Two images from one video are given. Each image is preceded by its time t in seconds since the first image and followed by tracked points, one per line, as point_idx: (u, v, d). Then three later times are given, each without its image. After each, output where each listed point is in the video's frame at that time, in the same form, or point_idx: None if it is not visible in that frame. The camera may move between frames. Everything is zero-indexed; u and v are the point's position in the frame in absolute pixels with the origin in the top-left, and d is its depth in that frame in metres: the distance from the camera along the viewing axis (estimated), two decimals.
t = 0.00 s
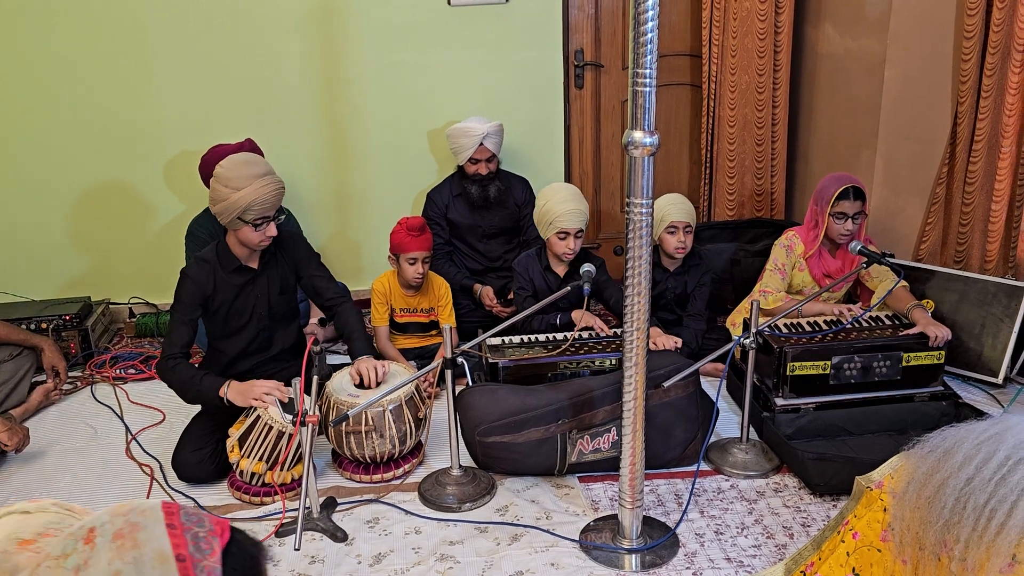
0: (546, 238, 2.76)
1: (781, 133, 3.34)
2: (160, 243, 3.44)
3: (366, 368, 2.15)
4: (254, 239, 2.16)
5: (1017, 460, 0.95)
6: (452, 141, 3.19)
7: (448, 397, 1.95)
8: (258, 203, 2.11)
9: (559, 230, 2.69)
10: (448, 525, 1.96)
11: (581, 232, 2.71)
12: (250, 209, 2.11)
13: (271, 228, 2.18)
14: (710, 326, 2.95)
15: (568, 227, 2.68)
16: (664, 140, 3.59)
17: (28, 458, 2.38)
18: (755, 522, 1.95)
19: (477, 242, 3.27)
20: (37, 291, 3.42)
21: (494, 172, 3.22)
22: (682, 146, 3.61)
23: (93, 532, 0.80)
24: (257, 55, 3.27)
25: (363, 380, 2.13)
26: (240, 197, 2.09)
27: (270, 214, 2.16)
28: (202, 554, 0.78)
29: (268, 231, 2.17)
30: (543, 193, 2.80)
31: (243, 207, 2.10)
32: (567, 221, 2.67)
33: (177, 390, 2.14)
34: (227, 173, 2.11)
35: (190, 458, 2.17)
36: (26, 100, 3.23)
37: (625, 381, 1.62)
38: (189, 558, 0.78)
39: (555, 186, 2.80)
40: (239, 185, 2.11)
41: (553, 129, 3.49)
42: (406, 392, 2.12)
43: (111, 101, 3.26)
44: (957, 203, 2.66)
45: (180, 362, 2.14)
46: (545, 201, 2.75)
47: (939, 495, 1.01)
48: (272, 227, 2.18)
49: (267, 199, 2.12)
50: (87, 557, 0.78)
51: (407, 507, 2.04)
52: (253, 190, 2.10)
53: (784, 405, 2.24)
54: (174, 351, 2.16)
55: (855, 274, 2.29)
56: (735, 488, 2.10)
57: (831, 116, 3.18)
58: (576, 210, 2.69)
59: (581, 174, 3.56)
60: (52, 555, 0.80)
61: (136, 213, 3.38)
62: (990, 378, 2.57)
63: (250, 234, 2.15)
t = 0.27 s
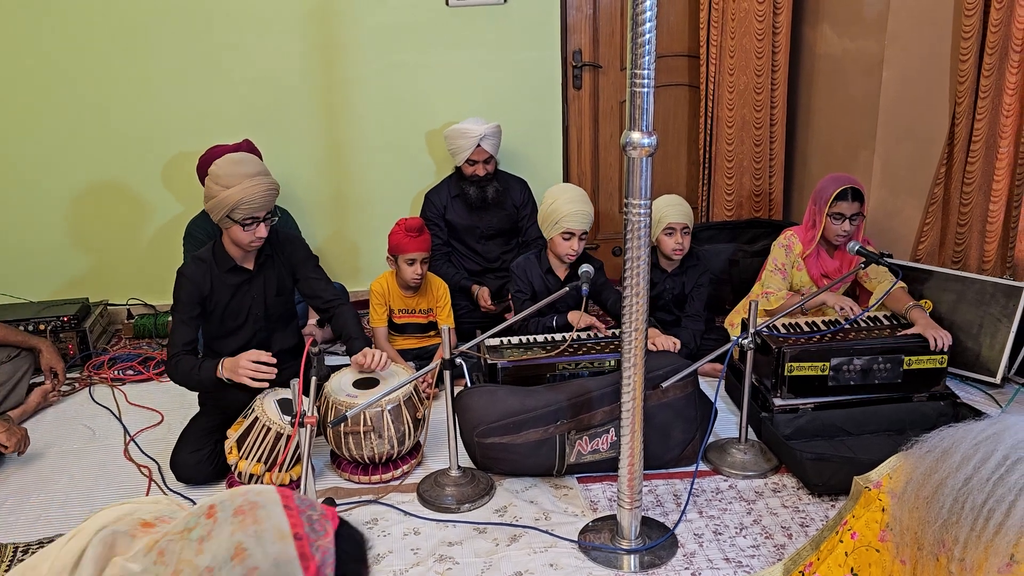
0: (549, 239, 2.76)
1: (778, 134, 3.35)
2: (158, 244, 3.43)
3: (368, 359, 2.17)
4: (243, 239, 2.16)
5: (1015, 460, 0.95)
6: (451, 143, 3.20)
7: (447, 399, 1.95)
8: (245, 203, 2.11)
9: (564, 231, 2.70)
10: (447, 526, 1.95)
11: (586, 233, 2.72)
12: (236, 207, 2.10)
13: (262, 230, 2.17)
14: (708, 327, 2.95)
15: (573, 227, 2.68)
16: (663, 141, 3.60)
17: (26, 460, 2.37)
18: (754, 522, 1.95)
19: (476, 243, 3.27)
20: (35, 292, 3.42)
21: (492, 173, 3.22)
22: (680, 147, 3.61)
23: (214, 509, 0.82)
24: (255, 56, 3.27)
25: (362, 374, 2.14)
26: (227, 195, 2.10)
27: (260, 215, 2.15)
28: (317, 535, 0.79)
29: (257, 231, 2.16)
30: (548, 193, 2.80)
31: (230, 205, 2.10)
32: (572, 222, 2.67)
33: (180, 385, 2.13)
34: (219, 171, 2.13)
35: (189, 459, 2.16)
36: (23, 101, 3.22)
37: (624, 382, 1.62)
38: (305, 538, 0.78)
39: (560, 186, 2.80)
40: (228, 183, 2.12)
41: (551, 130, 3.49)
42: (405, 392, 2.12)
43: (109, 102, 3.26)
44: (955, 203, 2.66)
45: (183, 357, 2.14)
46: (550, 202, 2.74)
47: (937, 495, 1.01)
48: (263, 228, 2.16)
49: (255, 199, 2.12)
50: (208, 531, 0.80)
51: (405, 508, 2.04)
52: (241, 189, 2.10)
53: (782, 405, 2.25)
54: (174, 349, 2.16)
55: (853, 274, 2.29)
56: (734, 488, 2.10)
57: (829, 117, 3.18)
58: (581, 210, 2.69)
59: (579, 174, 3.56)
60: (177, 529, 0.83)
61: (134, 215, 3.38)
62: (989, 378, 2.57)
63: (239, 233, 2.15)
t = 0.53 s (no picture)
0: (551, 243, 2.76)
1: (775, 134, 3.35)
2: (154, 244, 3.43)
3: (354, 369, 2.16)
4: (240, 243, 2.16)
5: (1011, 459, 0.96)
6: (444, 145, 3.19)
7: (443, 400, 1.95)
8: (238, 208, 2.10)
9: (565, 234, 2.70)
10: (444, 527, 1.95)
11: (587, 236, 2.72)
12: (229, 213, 2.10)
13: (258, 233, 2.17)
14: (705, 327, 2.95)
15: (573, 231, 2.69)
16: (659, 141, 3.60)
17: (23, 462, 2.37)
18: (750, 522, 1.95)
19: (472, 244, 3.28)
20: (32, 293, 3.41)
21: (487, 174, 3.22)
22: (677, 147, 3.62)
23: (303, 461, 0.97)
24: (251, 57, 3.27)
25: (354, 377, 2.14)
26: (220, 201, 2.10)
27: (254, 219, 2.14)
28: (396, 484, 0.95)
29: (253, 235, 2.16)
30: (547, 197, 2.80)
31: (224, 211, 2.11)
32: (574, 225, 2.67)
33: (170, 389, 2.14)
34: (213, 177, 2.13)
35: (185, 460, 2.16)
36: (19, 102, 3.22)
37: (621, 382, 1.62)
38: (387, 486, 0.94)
39: (560, 191, 2.80)
40: (221, 188, 2.12)
41: (548, 130, 3.49)
42: (402, 393, 2.12)
43: (106, 103, 3.26)
44: (951, 203, 2.65)
45: (174, 361, 2.15)
46: (550, 206, 2.75)
47: (933, 495, 1.01)
48: (258, 231, 2.16)
49: (247, 204, 2.11)
50: (301, 478, 0.95)
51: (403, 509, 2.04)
52: (234, 194, 2.10)
53: (779, 405, 2.25)
54: (167, 351, 2.16)
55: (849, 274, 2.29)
56: (730, 488, 2.10)
57: (826, 117, 3.18)
58: (582, 214, 2.69)
59: (576, 174, 3.56)
60: (270, 479, 0.97)
61: (130, 216, 3.38)
62: (985, 378, 2.58)
63: (235, 238, 2.15)
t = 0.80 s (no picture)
0: (544, 245, 2.77)
1: (769, 134, 3.36)
2: (149, 246, 3.42)
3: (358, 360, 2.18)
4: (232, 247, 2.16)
5: (1005, 458, 0.96)
6: (442, 147, 3.18)
7: (439, 400, 1.94)
8: (231, 213, 2.10)
9: (556, 236, 2.70)
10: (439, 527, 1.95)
11: (579, 238, 2.72)
12: (222, 218, 2.10)
13: (251, 238, 2.17)
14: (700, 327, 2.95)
15: (563, 232, 2.69)
16: (654, 142, 3.60)
17: (17, 463, 2.36)
18: (746, 521, 1.96)
19: (467, 244, 3.28)
20: (27, 294, 3.40)
21: (485, 176, 3.22)
22: (671, 148, 3.62)
23: (350, 456, 1.09)
24: (246, 57, 3.27)
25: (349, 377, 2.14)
26: (212, 206, 2.10)
27: (247, 223, 2.14)
28: (433, 476, 1.11)
29: (245, 239, 2.17)
30: (541, 199, 2.81)
31: (216, 216, 2.11)
32: (566, 227, 2.67)
33: (164, 389, 2.13)
34: (205, 180, 2.13)
35: (180, 461, 2.16)
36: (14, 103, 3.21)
37: (616, 382, 1.62)
38: (428, 478, 1.10)
39: (554, 192, 2.80)
40: (214, 193, 2.12)
41: (542, 130, 3.49)
42: (397, 393, 2.12)
43: (100, 104, 3.25)
44: (945, 203, 2.66)
45: (170, 362, 2.13)
46: (542, 208, 2.75)
47: (927, 493, 1.01)
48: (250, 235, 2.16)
49: (240, 209, 2.11)
50: (352, 472, 1.06)
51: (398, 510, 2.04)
52: (226, 200, 2.10)
53: (774, 404, 2.26)
54: (162, 352, 2.15)
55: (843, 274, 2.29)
56: (725, 487, 2.10)
57: (820, 117, 3.19)
58: (572, 216, 2.69)
59: (571, 175, 3.56)
60: (317, 475, 1.06)
61: (125, 217, 3.37)
62: (979, 377, 2.59)
63: (228, 241, 2.15)
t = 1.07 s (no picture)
0: (536, 246, 2.77)
1: (764, 134, 3.37)
2: (144, 247, 3.42)
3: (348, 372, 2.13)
4: (227, 249, 2.17)
5: (999, 457, 0.97)
6: (437, 147, 3.18)
7: (435, 401, 1.94)
8: (225, 215, 2.10)
9: (549, 238, 2.70)
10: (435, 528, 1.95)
11: (572, 241, 2.72)
12: (215, 220, 2.10)
13: (246, 239, 2.17)
14: (695, 328, 2.96)
15: (557, 234, 2.69)
16: (649, 142, 3.61)
17: (11, 465, 2.36)
18: (741, 522, 1.96)
19: (463, 245, 3.28)
20: (22, 295, 3.40)
21: (479, 177, 3.22)
22: (666, 148, 3.63)
23: (362, 454, 1.09)
24: (241, 58, 3.26)
25: (347, 382, 2.11)
26: (207, 208, 2.10)
27: (241, 225, 2.14)
28: (442, 473, 1.13)
29: (240, 241, 2.16)
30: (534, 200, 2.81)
31: (210, 217, 2.11)
32: (559, 228, 2.68)
33: (158, 393, 2.13)
34: (200, 181, 2.12)
35: (175, 462, 2.15)
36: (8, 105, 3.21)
37: (611, 382, 1.62)
38: (437, 475, 1.11)
39: (548, 194, 2.81)
40: (208, 195, 2.11)
41: (538, 131, 3.49)
42: (392, 394, 2.12)
43: (95, 104, 3.25)
44: (939, 203, 2.67)
45: (162, 365, 2.14)
46: (534, 210, 2.76)
47: (922, 493, 1.02)
48: (245, 237, 2.16)
49: (234, 211, 2.10)
50: (364, 468, 1.07)
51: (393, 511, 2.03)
52: (221, 201, 2.10)
53: (769, 404, 2.26)
54: (155, 356, 2.15)
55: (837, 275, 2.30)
56: (721, 488, 2.11)
57: (814, 118, 3.20)
58: (565, 217, 2.69)
59: (566, 175, 3.57)
60: (330, 471, 1.07)
61: (120, 218, 3.37)
62: (973, 377, 2.60)
63: (222, 243, 2.15)
